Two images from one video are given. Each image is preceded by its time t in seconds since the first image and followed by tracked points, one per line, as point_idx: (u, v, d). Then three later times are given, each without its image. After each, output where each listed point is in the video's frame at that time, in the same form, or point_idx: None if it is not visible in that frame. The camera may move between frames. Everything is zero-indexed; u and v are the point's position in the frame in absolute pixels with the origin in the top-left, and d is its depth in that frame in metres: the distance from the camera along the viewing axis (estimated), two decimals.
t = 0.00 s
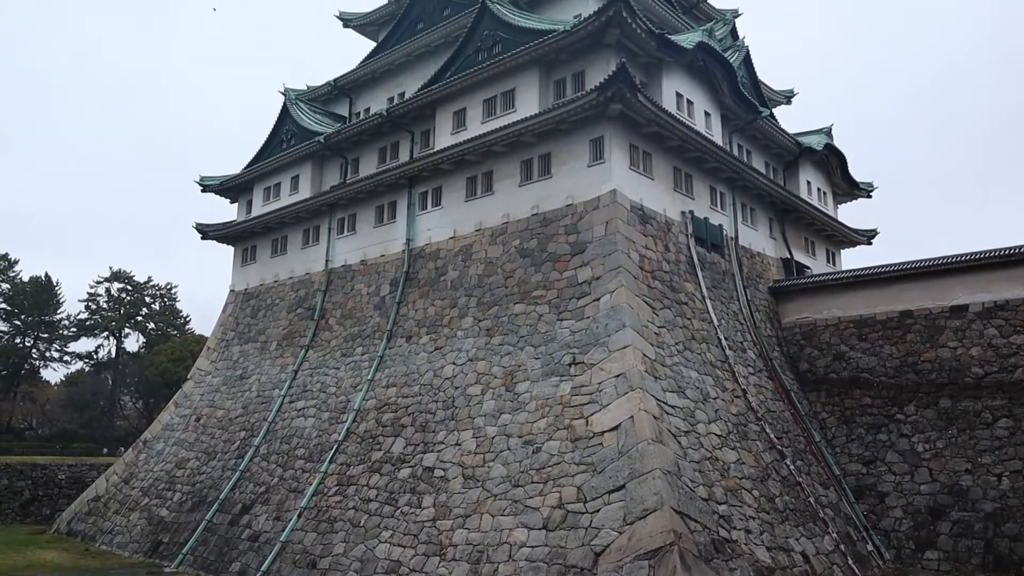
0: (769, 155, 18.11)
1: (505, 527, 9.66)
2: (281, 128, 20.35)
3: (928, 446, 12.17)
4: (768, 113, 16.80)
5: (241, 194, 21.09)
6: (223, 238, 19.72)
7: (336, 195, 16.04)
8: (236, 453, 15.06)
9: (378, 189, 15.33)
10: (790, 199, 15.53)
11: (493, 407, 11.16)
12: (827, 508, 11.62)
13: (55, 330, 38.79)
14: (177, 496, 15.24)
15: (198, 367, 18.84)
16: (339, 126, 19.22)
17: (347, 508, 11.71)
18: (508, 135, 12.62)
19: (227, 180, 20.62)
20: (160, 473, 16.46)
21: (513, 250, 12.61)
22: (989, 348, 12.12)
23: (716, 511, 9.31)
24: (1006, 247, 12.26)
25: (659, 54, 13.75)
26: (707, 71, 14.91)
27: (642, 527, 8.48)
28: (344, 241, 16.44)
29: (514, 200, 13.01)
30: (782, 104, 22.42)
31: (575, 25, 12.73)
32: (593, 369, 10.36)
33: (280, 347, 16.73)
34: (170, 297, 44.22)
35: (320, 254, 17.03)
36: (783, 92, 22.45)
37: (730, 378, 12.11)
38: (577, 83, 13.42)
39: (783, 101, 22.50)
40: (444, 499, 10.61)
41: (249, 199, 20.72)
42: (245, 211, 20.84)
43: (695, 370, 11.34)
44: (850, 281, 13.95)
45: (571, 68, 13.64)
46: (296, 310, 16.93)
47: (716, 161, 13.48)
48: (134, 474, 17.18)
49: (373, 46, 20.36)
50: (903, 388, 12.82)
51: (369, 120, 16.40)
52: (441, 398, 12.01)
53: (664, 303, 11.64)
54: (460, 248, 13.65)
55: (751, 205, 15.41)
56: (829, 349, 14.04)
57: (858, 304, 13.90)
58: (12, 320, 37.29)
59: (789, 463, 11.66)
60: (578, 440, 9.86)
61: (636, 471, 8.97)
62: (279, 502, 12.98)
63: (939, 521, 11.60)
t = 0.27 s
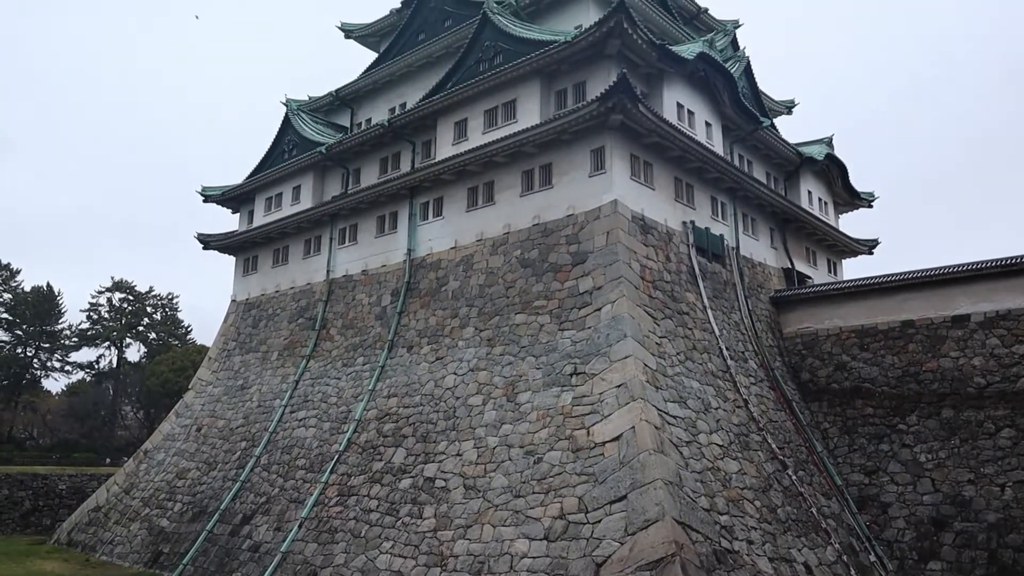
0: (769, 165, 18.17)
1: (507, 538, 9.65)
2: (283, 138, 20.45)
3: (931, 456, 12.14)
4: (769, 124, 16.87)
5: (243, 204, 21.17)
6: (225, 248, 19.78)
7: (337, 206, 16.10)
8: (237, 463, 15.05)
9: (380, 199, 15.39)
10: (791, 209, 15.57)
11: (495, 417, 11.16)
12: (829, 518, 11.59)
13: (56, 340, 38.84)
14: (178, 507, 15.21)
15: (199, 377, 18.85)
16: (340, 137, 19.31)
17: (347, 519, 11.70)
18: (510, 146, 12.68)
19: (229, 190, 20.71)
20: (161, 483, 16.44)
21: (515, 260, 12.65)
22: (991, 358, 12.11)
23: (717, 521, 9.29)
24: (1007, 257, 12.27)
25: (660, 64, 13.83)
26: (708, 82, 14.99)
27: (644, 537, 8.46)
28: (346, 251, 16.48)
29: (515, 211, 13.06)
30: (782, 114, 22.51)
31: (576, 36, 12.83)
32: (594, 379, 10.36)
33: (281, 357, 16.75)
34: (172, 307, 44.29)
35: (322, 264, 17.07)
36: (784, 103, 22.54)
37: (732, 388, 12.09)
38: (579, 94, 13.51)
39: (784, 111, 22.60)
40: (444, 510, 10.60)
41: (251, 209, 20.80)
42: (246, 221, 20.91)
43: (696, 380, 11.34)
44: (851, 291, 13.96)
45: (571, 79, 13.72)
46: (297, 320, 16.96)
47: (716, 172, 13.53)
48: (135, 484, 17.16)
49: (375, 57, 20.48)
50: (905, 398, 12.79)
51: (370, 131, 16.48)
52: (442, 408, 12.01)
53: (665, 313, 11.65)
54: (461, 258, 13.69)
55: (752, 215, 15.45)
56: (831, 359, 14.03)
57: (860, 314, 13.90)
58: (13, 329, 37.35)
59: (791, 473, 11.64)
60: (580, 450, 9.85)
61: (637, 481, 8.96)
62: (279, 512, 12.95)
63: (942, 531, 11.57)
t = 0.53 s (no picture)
0: (769, 176, 18.22)
1: (507, 550, 9.63)
2: (284, 150, 20.55)
3: (933, 467, 12.10)
4: (768, 135, 16.94)
5: (243, 215, 21.25)
6: (226, 259, 19.83)
7: (338, 217, 16.15)
8: (237, 474, 15.02)
9: (380, 210, 15.44)
10: (791, 220, 15.61)
11: (495, 429, 11.14)
12: (831, 530, 11.54)
13: (57, 351, 38.84)
14: (178, 518, 15.17)
15: (200, 388, 18.84)
16: (341, 148, 19.40)
17: (347, 531, 11.67)
18: (510, 157, 12.74)
19: (230, 201, 20.78)
20: (160, 494, 16.40)
21: (515, 271, 12.67)
22: (993, 369, 12.08)
23: (718, 533, 9.26)
24: (1008, 268, 12.27)
25: (660, 76, 13.90)
26: (708, 93, 15.07)
27: (645, 549, 8.44)
28: (346, 262, 16.51)
29: (516, 222, 13.10)
30: (782, 125, 22.61)
31: (576, 48, 12.91)
32: (594, 390, 10.36)
33: (281, 368, 16.75)
34: (173, 317, 44.32)
35: (322, 275, 17.10)
36: (783, 114, 22.64)
37: (732, 399, 12.07)
38: (579, 105, 13.58)
39: (784, 122, 22.70)
40: (445, 522, 10.57)
41: (252, 220, 20.87)
42: (248, 232, 20.97)
43: (697, 391, 11.33)
44: (852, 301, 13.96)
45: (572, 91, 13.80)
46: (297, 331, 16.97)
47: (717, 183, 13.57)
48: (135, 495, 17.12)
49: (376, 68, 20.59)
50: (907, 409, 12.76)
51: (371, 142, 16.56)
52: (443, 419, 11.99)
53: (666, 324, 11.66)
54: (461, 268, 13.72)
55: (752, 226, 15.48)
56: (832, 370, 14.01)
57: (861, 325, 13.89)
58: (14, 340, 37.36)
59: (792, 484, 11.60)
60: (580, 461, 9.83)
61: (638, 492, 8.94)
62: (279, 524, 12.92)
63: (945, 543, 11.51)
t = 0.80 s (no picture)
0: (770, 185, 18.27)
1: (507, 559, 9.63)
2: (285, 158, 20.63)
3: (934, 476, 12.07)
4: (769, 143, 17.00)
5: (244, 224, 21.30)
6: (226, 267, 19.87)
7: (339, 225, 16.20)
8: (237, 483, 15.00)
9: (381, 218, 15.48)
10: (791, 228, 15.64)
11: (495, 437, 11.14)
12: (833, 539, 11.52)
13: (57, 359, 38.86)
14: (178, 526, 15.15)
15: (200, 396, 18.84)
16: (342, 156, 19.48)
17: (347, 539, 11.65)
18: (510, 166, 12.80)
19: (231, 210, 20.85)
20: (160, 503, 16.38)
21: (515, 279, 12.70)
22: (994, 378, 12.07)
23: (720, 542, 9.25)
24: (1008, 276, 12.28)
25: (660, 85, 13.97)
26: (708, 102, 15.13)
27: (646, 558, 8.43)
28: (347, 270, 16.55)
29: (516, 230, 13.14)
30: (783, 134, 22.69)
31: (576, 57, 12.99)
32: (595, 399, 10.36)
33: (281, 376, 16.75)
34: (174, 325, 44.34)
35: (323, 283, 17.14)
36: (784, 123, 22.72)
37: (733, 407, 12.07)
38: (579, 114, 13.65)
39: (784, 131, 22.79)
40: (445, 530, 10.56)
41: (253, 229, 20.92)
42: (248, 241, 21.03)
43: (697, 400, 11.32)
44: (853, 310, 13.97)
45: (572, 100, 13.87)
46: (298, 339, 16.99)
47: (717, 191, 13.61)
48: (135, 504, 17.10)
49: (377, 77, 20.70)
50: (908, 418, 12.75)
51: (372, 151, 16.63)
52: (443, 428, 11.99)
53: (666, 333, 11.68)
54: (462, 277, 13.75)
55: (753, 234, 15.52)
56: (833, 379, 14.01)
57: (861, 333, 13.89)
58: (15, 348, 37.38)
59: (794, 493, 11.58)
60: (580, 470, 9.83)
61: (639, 501, 8.93)
62: (279, 532, 12.90)
63: (947, 553, 11.48)
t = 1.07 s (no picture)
0: (769, 195, 18.34)
1: (507, 569, 9.62)
2: (284, 168, 20.72)
3: (935, 486, 12.05)
4: (768, 153, 17.08)
5: (244, 233, 21.35)
6: (226, 276, 19.90)
7: (339, 234, 16.24)
8: (236, 492, 14.96)
9: (381, 228, 15.53)
10: (791, 237, 15.68)
11: (495, 447, 11.13)
12: (833, 549, 11.50)
13: (56, 368, 38.81)
14: (176, 536, 15.10)
15: (199, 406, 18.82)
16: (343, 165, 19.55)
17: (346, 549, 11.62)
18: (510, 175, 12.85)
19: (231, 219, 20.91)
20: (159, 512, 16.33)
21: (515, 289, 12.72)
22: (994, 387, 12.07)
23: (719, 552, 9.24)
24: (1007, 285, 12.30)
25: (660, 94, 14.04)
26: (707, 112, 15.22)
27: (645, 569, 8.42)
28: (347, 280, 16.57)
29: (516, 239, 13.17)
30: (782, 144, 22.80)
31: (576, 67, 13.07)
32: (595, 409, 10.36)
33: (281, 385, 16.74)
34: (173, 334, 44.34)
35: (322, 292, 17.16)
36: (783, 132, 22.83)
37: (733, 417, 12.06)
38: (579, 124, 13.72)
39: (783, 141, 22.90)
40: (445, 540, 10.55)
41: (252, 238, 20.97)
42: (248, 250, 21.07)
43: (697, 410, 11.32)
44: (852, 319, 13.99)
45: (572, 110, 13.95)
46: (297, 348, 16.99)
47: (716, 201, 13.67)
48: (133, 513, 17.05)
49: (377, 87, 20.82)
50: (908, 428, 12.74)
51: (372, 161, 16.70)
52: (443, 437, 11.98)
53: (666, 342, 11.70)
54: (462, 286, 13.77)
55: (752, 244, 15.56)
56: (833, 389, 14.01)
57: (861, 343, 13.91)
58: (14, 356, 37.34)
59: (794, 503, 11.57)
60: (580, 480, 9.82)
61: (639, 511, 8.92)
62: (278, 542, 12.86)
63: (947, 563, 11.46)
